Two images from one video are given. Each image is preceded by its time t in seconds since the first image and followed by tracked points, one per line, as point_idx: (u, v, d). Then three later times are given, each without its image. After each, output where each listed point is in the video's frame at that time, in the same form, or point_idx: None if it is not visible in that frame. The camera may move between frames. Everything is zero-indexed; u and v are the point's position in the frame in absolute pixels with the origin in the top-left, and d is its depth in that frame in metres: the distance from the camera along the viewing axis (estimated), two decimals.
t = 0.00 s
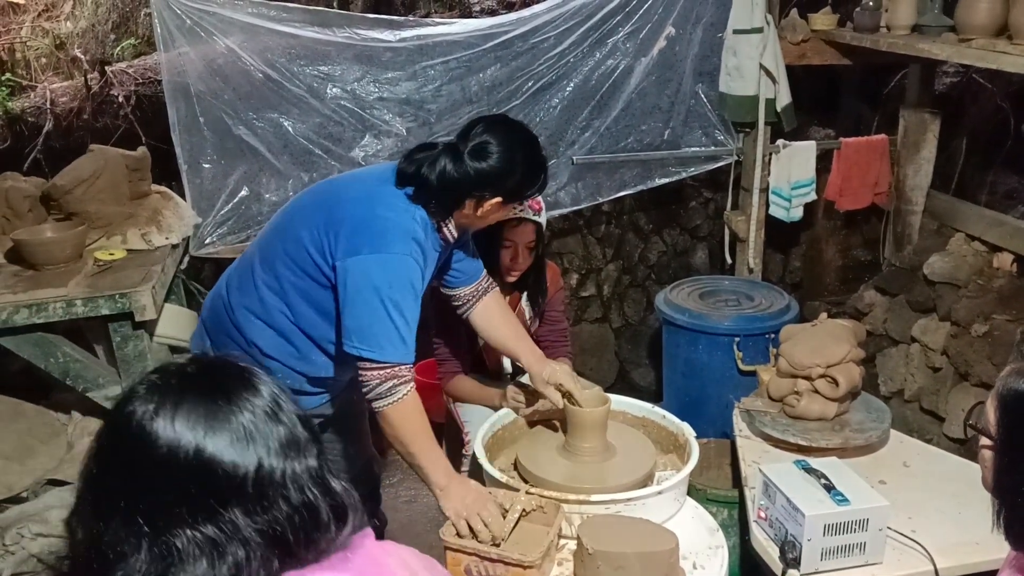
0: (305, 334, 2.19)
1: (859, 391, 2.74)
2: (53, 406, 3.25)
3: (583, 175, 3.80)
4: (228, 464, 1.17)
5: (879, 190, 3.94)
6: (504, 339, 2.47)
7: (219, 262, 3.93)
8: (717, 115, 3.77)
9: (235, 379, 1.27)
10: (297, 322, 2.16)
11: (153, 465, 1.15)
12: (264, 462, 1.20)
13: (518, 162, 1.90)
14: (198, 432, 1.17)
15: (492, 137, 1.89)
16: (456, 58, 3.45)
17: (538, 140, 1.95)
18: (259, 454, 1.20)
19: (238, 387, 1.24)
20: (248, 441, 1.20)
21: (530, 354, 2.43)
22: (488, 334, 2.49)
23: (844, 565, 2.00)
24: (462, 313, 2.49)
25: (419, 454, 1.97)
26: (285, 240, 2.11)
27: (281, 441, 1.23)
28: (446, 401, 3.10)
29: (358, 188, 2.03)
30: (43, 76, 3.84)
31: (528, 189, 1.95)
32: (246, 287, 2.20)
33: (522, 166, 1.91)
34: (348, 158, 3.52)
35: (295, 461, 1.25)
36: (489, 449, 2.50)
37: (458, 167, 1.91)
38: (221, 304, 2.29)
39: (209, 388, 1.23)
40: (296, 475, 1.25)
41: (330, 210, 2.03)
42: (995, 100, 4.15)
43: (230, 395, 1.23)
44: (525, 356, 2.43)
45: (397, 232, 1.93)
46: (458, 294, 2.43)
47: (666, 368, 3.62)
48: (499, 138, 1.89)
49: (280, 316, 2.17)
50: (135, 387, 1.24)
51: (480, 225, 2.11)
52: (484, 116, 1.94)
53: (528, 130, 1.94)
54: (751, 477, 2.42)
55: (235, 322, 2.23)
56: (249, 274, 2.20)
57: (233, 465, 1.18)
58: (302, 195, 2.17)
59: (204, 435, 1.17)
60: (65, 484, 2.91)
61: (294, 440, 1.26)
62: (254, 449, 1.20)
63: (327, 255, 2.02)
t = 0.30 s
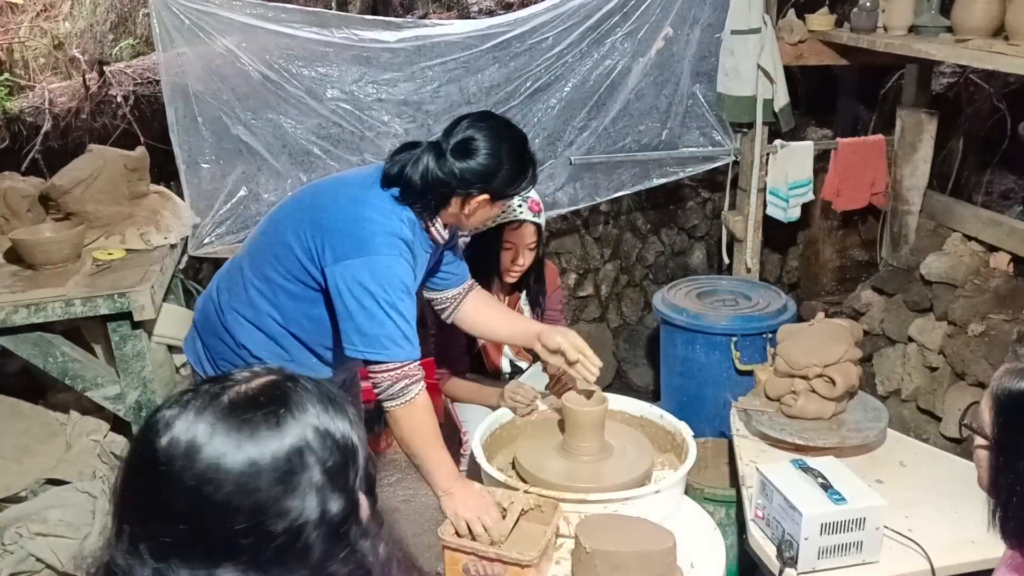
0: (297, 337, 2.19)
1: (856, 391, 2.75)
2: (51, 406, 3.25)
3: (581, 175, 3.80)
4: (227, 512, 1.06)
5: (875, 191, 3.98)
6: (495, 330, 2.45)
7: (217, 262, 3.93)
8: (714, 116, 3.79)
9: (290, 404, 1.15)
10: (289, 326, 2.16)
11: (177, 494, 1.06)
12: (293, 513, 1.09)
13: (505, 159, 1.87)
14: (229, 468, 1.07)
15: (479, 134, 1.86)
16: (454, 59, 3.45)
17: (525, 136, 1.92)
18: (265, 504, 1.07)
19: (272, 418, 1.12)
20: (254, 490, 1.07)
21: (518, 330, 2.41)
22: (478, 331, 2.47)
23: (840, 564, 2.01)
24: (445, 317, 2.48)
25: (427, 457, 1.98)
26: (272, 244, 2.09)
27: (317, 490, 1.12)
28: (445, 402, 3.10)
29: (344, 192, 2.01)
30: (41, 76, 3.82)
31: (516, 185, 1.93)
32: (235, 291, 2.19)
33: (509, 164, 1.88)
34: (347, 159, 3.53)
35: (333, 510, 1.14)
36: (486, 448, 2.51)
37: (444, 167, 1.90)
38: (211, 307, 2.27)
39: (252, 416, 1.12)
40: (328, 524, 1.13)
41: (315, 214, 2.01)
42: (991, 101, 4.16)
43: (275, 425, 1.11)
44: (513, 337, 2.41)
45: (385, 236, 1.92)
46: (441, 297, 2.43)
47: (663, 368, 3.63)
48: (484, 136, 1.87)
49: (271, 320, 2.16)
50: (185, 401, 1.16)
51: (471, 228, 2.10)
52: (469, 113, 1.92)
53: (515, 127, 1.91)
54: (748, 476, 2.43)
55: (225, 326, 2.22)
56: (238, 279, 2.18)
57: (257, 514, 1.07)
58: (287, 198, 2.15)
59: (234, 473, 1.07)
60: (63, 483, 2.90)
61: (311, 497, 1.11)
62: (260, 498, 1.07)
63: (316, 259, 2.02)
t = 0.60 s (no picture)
0: (290, 342, 2.17)
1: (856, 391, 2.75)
2: (51, 406, 3.25)
3: (581, 176, 3.80)
4: (164, 498, 0.99)
5: (875, 192, 3.97)
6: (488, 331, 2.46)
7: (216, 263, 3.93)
8: (714, 116, 3.79)
9: (292, 429, 1.07)
10: (282, 331, 2.15)
11: (150, 494, 1.00)
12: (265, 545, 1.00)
13: (497, 156, 1.91)
14: (209, 479, 0.99)
15: (471, 130, 1.90)
16: (454, 60, 3.45)
17: (516, 133, 1.96)
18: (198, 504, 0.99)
19: (258, 434, 1.04)
20: (195, 486, 0.99)
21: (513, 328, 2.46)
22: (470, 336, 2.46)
23: (839, 564, 2.01)
24: (432, 326, 2.44)
25: (427, 460, 1.98)
26: (267, 249, 2.08)
27: (297, 527, 1.02)
28: (445, 401, 3.09)
29: (340, 196, 2.01)
30: (41, 76, 3.93)
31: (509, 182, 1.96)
32: (227, 295, 2.17)
33: (502, 160, 1.92)
34: (346, 159, 3.53)
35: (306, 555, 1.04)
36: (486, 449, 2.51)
37: (437, 166, 1.91)
38: (204, 311, 2.25)
39: (252, 429, 1.05)
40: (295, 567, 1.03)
41: (310, 218, 2.01)
42: (991, 101, 4.17)
43: (269, 443, 1.03)
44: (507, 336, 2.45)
45: (380, 239, 1.91)
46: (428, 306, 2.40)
47: (662, 369, 3.64)
48: (477, 131, 1.91)
49: (264, 325, 2.14)
50: (195, 405, 1.10)
51: (467, 232, 2.11)
52: (459, 113, 1.95)
53: (505, 124, 1.97)
54: (747, 476, 2.43)
55: (218, 330, 2.20)
56: (231, 283, 2.17)
57: (226, 537, 0.98)
58: (281, 202, 2.14)
59: (213, 486, 0.99)
60: (63, 483, 2.89)
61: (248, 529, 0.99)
62: (196, 495, 0.99)
63: (311, 263, 2.01)
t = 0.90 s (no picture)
0: (288, 343, 2.17)
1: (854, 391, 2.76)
2: (51, 405, 3.25)
3: (580, 175, 3.81)
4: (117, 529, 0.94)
5: (873, 191, 3.98)
6: (482, 340, 2.47)
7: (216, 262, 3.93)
8: (713, 116, 3.79)
9: (255, 448, 1.01)
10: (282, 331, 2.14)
11: (106, 522, 0.95)
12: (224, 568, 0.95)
13: (497, 156, 1.91)
14: (165, 502, 0.94)
15: (471, 131, 1.91)
16: (453, 61, 3.46)
17: (516, 134, 1.97)
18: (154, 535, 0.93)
19: (214, 455, 0.98)
20: (150, 514, 0.94)
21: (509, 337, 2.47)
22: (464, 343, 2.48)
23: (838, 563, 2.02)
24: (428, 331, 2.44)
25: (428, 460, 1.98)
26: (267, 250, 2.08)
27: (260, 549, 0.97)
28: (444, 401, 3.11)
29: (341, 196, 2.01)
30: (40, 76, 3.86)
31: (509, 182, 1.96)
32: (226, 296, 2.17)
33: (502, 160, 1.92)
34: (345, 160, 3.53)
35: None
36: (486, 447, 2.52)
37: (437, 167, 1.92)
38: (202, 312, 2.25)
39: (212, 447, 0.99)
40: None
41: (311, 219, 2.01)
42: (989, 102, 4.18)
43: (229, 461, 0.98)
44: (502, 343, 2.46)
45: (381, 238, 1.91)
46: (425, 310, 2.39)
47: (661, 368, 3.64)
48: (477, 131, 1.91)
49: (263, 326, 2.14)
50: (154, 421, 1.05)
51: (465, 234, 2.11)
52: (459, 114, 1.96)
53: (504, 125, 1.97)
54: (746, 476, 2.43)
55: (216, 330, 2.20)
56: (230, 284, 2.17)
57: (183, 561, 0.94)
58: (281, 203, 2.15)
59: (171, 508, 0.94)
60: (63, 484, 2.93)
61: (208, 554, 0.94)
62: (151, 524, 0.94)
63: (311, 264, 2.01)
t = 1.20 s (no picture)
0: (290, 342, 2.17)
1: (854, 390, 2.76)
2: (51, 405, 3.24)
3: (579, 175, 3.81)
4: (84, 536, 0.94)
5: (873, 191, 3.98)
6: (481, 341, 2.46)
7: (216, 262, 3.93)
8: (712, 116, 3.79)
9: (215, 449, 1.00)
10: (284, 331, 2.14)
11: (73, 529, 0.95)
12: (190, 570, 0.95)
13: (500, 155, 1.91)
14: (129, 508, 0.94)
15: (473, 130, 1.91)
16: (453, 61, 3.46)
17: (519, 133, 1.97)
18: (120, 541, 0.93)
19: (177, 458, 0.98)
20: (116, 519, 0.94)
21: (509, 340, 2.47)
22: (464, 344, 2.47)
23: (837, 563, 2.02)
24: (428, 333, 2.44)
25: (430, 459, 1.98)
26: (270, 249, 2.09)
27: (229, 549, 0.97)
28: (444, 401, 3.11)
29: (344, 195, 2.02)
30: (40, 76, 3.85)
31: (512, 181, 1.96)
32: (228, 295, 2.17)
33: (505, 159, 1.92)
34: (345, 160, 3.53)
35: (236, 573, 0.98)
36: (486, 447, 2.51)
37: (440, 166, 1.92)
38: (203, 312, 2.25)
39: (171, 451, 0.98)
40: None
41: (314, 218, 2.01)
42: (989, 101, 4.19)
43: (188, 465, 0.97)
44: (502, 344, 2.46)
45: (383, 237, 1.91)
46: (425, 311, 2.39)
47: (661, 368, 3.64)
48: (480, 130, 1.91)
49: (265, 325, 2.14)
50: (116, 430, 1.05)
51: (467, 233, 2.11)
52: (462, 114, 1.96)
53: (506, 124, 1.97)
54: (747, 476, 2.43)
55: (218, 330, 2.19)
56: (232, 283, 2.17)
57: (150, 565, 0.93)
58: (284, 203, 2.15)
59: (135, 512, 0.94)
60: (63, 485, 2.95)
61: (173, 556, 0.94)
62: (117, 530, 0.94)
63: (314, 263, 2.01)
